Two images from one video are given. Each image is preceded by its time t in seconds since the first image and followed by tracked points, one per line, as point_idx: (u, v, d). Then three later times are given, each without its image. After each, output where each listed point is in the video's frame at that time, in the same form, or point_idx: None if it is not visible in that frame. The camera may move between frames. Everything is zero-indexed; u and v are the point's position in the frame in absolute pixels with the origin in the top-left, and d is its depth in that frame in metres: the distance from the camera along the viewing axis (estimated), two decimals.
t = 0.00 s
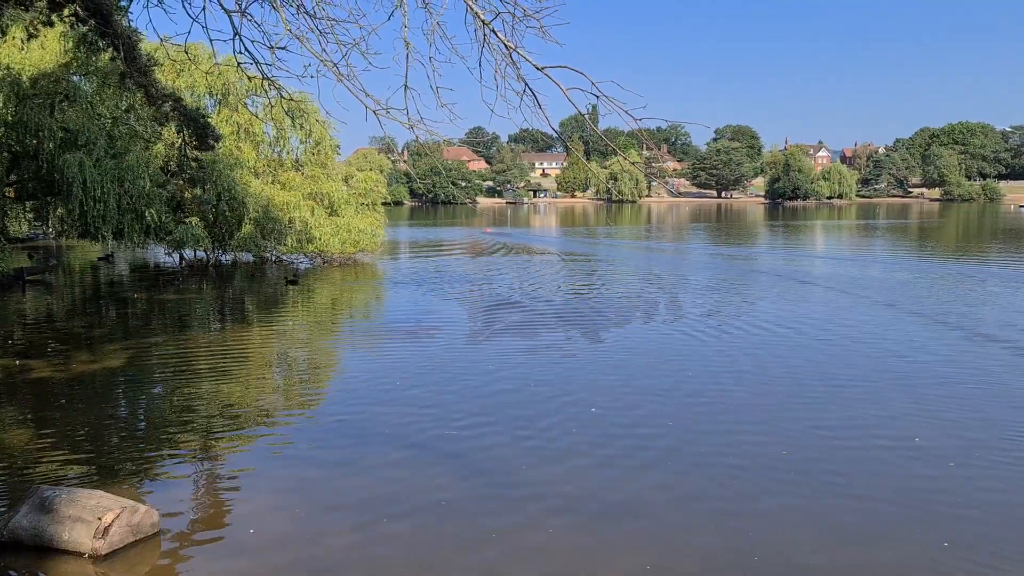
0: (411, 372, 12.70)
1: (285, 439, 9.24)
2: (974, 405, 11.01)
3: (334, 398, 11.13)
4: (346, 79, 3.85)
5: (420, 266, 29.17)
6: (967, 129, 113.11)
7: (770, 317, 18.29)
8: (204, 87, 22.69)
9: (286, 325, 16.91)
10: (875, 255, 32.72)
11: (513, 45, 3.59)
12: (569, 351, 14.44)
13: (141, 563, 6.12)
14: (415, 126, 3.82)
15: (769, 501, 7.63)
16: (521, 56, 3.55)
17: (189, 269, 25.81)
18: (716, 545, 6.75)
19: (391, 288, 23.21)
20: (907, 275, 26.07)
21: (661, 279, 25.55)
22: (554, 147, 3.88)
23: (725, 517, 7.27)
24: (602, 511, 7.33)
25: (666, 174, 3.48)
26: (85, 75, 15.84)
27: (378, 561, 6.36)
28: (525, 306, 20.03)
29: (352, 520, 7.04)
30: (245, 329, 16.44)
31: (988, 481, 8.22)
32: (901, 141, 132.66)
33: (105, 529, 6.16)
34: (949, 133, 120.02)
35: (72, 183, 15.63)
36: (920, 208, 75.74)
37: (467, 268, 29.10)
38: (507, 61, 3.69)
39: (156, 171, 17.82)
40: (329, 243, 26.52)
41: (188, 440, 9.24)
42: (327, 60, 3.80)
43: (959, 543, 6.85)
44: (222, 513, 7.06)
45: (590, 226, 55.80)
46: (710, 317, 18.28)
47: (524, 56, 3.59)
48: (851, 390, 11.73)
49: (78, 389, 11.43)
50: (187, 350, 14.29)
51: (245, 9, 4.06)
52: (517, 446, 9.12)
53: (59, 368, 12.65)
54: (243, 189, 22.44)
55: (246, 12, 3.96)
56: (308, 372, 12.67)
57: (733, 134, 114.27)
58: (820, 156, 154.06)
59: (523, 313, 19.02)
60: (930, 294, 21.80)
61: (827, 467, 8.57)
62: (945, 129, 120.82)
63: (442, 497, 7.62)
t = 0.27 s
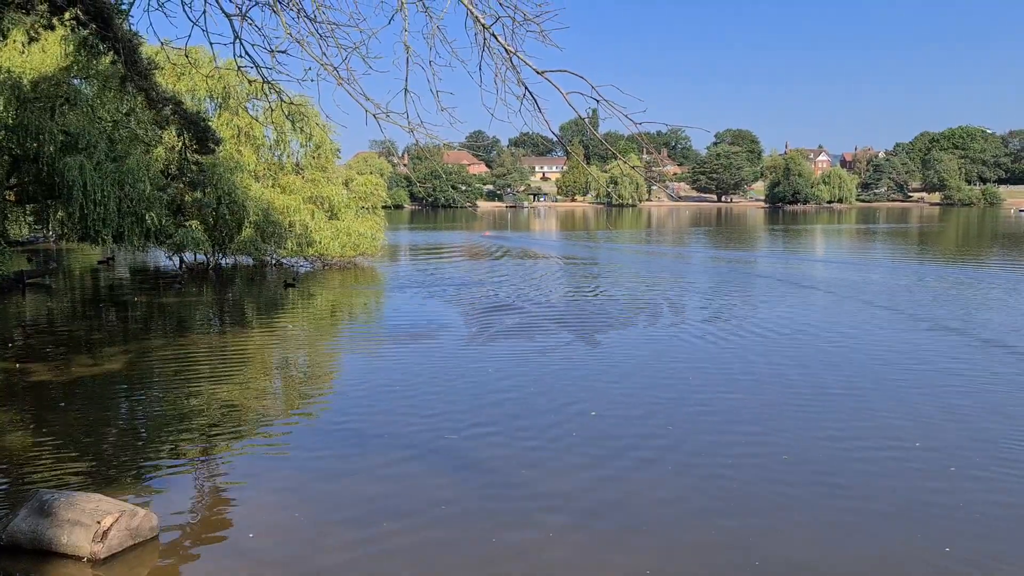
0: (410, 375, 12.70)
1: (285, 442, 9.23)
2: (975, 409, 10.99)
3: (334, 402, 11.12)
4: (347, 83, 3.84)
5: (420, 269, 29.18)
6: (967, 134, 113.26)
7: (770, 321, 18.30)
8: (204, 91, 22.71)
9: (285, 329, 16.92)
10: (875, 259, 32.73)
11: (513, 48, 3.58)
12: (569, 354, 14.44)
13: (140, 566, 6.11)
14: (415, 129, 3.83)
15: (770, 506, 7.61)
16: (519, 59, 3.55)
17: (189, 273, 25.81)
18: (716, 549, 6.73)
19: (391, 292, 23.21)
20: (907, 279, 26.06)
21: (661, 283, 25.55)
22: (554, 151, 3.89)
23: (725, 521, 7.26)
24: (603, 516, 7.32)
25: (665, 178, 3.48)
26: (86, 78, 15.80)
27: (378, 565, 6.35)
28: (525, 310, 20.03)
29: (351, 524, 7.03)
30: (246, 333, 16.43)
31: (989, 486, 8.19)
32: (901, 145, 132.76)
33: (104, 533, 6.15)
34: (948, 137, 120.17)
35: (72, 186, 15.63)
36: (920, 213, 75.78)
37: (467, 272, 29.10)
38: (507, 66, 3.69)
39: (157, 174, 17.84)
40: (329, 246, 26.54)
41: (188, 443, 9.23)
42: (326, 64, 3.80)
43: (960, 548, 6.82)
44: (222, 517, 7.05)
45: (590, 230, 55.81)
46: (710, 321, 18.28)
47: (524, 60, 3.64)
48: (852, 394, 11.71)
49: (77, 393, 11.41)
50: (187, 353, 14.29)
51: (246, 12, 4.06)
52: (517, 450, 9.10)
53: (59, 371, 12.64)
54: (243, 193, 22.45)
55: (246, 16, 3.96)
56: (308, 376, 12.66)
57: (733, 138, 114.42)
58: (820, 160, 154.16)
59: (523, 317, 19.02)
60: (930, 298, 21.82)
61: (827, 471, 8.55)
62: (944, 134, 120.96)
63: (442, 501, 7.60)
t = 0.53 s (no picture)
0: (411, 378, 12.70)
1: (285, 445, 9.23)
2: (977, 412, 10.96)
3: (334, 404, 11.12)
4: (347, 84, 3.79)
5: (421, 272, 29.18)
6: (967, 136, 113.36)
7: (771, 324, 18.28)
8: (205, 93, 22.73)
9: (286, 332, 16.92)
10: (877, 261, 32.68)
11: (513, 51, 3.56)
12: (569, 357, 14.45)
13: (139, 569, 6.10)
14: (415, 131, 3.77)
15: (771, 509, 7.59)
16: (520, 63, 3.51)
17: (190, 275, 25.83)
18: (718, 552, 6.71)
19: (391, 294, 23.20)
20: (908, 282, 26.03)
21: (662, 286, 25.53)
22: (554, 154, 3.86)
23: (725, 523, 7.25)
24: (604, 519, 7.30)
25: (667, 181, 3.47)
26: (87, 81, 15.89)
27: (378, 567, 6.35)
28: (525, 312, 20.02)
29: (351, 526, 7.02)
30: (246, 335, 16.42)
31: (992, 489, 8.17)
32: (902, 148, 132.73)
33: (104, 535, 6.14)
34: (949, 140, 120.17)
35: (73, 189, 15.65)
36: (921, 216, 75.71)
37: (467, 274, 29.07)
38: (507, 68, 3.62)
39: (158, 177, 17.87)
40: (330, 249, 26.54)
41: (188, 445, 9.22)
42: (328, 67, 3.79)
43: (963, 551, 6.80)
44: (222, 519, 7.05)
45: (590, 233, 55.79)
46: (711, 324, 18.25)
47: (525, 61, 3.49)
48: (853, 397, 11.69)
49: (78, 395, 11.40)
50: (187, 356, 14.30)
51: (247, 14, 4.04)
52: (518, 453, 9.08)
53: (59, 374, 12.64)
54: (244, 196, 22.47)
55: (246, 18, 3.94)
56: (309, 379, 12.63)
57: (733, 141, 114.60)
58: (821, 163, 154.19)
59: (524, 319, 19.00)
60: (931, 301, 21.80)
61: (829, 474, 8.53)
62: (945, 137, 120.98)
63: (442, 503, 7.59)
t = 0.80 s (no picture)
0: (412, 379, 12.71)
1: (286, 446, 9.23)
2: (978, 414, 10.96)
3: (335, 405, 11.12)
4: (349, 85, 3.77)
5: (422, 274, 29.20)
6: (968, 138, 113.40)
7: (771, 326, 18.29)
8: (206, 95, 22.77)
9: (287, 333, 16.94)
10: (877, 263, 32.67)
11: (514, 50, 3.55)
12: (570, 358, 14.45)
13: (139, 568, 6.09)
14: (415, 132, 3.75)
15: (772, 511, 7.58)
16: (520, 63, 3.50)
17: (191, 277, 25.86)
18: (719, 554, 6.71)
19: (392, 296, 23.22)
20: (908, 284, 26.02)
21: (663, 288, 25.54)
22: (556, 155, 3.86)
23: (726, 525, 7.25)
24: (604, 520, 7.31)
25: (668, 182, 3.47)
26: (89, 83, 15.81)
27: (378, 567, 6.35)
28: (526, 314, 20.03)
29: (352, 527, 7.03)
30: (247, 337, 16.43)
31: (992, 491, 8.17)
32: (903, 150, 132.74)
33: (104, 534, 6.14)
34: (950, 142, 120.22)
35: (75, 190, 15.65)
36: (922, 218, 75.69)
37: (468, 276, 29.07)
38: (508, 68, 3.59)
39: (159, 179, 17.95)
40: (330, 251, 26.57)
41: (189, 446, 9.22)
42: (329, 66, 3.78)
43: (964, 553, 6.80)
44: (222, 519, 7.05)
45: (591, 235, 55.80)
46: (712, 326, 18.25)
47: (526, 62, 3.48)
48: (854, 399, 11.69)
49: (79, 396, 11.40)
50: (188, 357, 14.30)
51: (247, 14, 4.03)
52: (519, 454, 9.08)
53: (60, 375, 12.65)
54: (245, 197, 22.50)
55: (247, 18, 3.93)
56: (310, 380, 12.64)
57: (734, 143, 114.68)
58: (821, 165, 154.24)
59: (524, 321, 19.01)
60: (932, 303, 21.82)
61: (830, 476, 8.53)
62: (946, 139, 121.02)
63: (443, 504, 7.59)
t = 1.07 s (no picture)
0: (413, 383, 12.69)
1: (287, 450, 9.21)
2: (981, 418, 10.92)
3: (336, 409, 11.10)
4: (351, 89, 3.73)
5: (423, 277, 29.17)
6: (969, 142, 113.34)
7: (773, 329, 18.26)
8: (208, 99, 22.82)
9: (288, 336, 16.93)
10: (879, 267, 32.62)
11: (515, 54, 3.52)
12: (571, 362, 14.43)
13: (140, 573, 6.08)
14: (416, 137, 3.73)
15: (775, 514, 7.56)
16: (521, 67, 3.47)
17: (193, 280, 25.85)
18: (721, 556, 6.69)
19: (394, 299, 23.19)
20: (911, 287, 25.97)
21: (665, 291, 25.50)
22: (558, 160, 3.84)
23: (729, 528, 7.23)
24: (607, 523, 7.29)
25: (670, 187, 3.44)
26: (91, 87, 15.70)
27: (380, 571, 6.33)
28: (527, 318, 19.99)
29: (353, 531, 7.00)
30: (249, 340, 16.43)
31: (996, 495, 8.14)
32: (905, 153, 132.58)
33: (106, 538, 6.13)
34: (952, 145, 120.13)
35: (77, 194, 15.67)
36: (924, 221, 75.57)
37: (470, 280, 29.03)
38: (509, 71, 3.56)
39: (161, 182, 18.14)
40: (332, 254, 26.57)
41: (190, 450, 9.20)
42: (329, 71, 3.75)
43: (968, 557, 6.76)
44: (224, 523, 7.03)
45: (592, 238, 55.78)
46: (714, 329, 18.21)
47: (527, 66, 3.45)
48: (856, 402, 11.65)
49: (80, 400, 11.38)
50: (189, 360, 14.29)
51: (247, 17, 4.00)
52: (521, 457, 9.07)
53: (62, 378, 12.63)
54: (247, 200, 22.50)
55: (247, 21, 3.90)
56: (311, 384, 12.63)
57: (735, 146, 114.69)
58: (823, 168, 153.99)
59: (526, 324, 19.00)
60: (934, 306, 21.77)
61: (833, 479, 8.51)
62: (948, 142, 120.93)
63: (445, 508, 7.57)
